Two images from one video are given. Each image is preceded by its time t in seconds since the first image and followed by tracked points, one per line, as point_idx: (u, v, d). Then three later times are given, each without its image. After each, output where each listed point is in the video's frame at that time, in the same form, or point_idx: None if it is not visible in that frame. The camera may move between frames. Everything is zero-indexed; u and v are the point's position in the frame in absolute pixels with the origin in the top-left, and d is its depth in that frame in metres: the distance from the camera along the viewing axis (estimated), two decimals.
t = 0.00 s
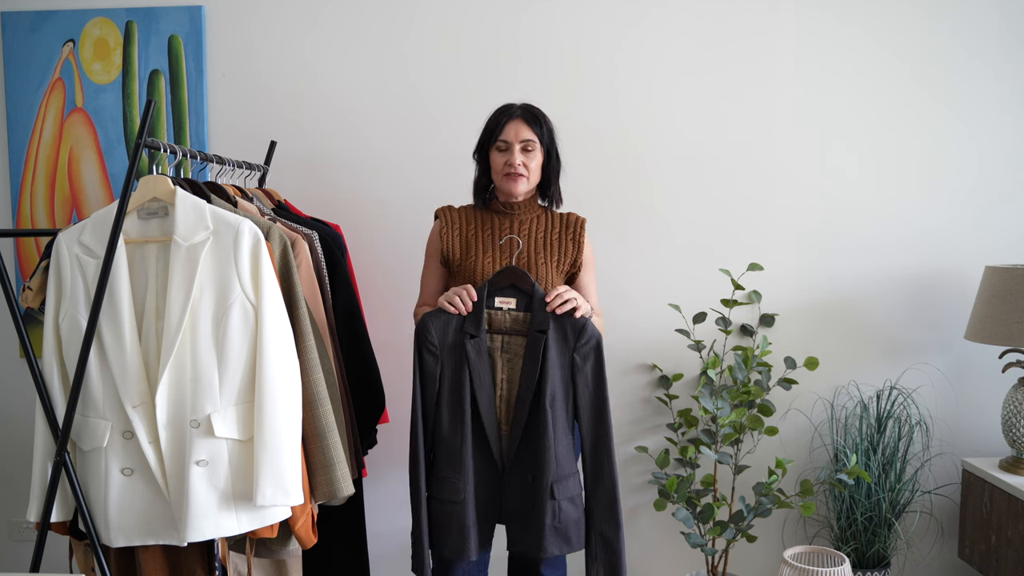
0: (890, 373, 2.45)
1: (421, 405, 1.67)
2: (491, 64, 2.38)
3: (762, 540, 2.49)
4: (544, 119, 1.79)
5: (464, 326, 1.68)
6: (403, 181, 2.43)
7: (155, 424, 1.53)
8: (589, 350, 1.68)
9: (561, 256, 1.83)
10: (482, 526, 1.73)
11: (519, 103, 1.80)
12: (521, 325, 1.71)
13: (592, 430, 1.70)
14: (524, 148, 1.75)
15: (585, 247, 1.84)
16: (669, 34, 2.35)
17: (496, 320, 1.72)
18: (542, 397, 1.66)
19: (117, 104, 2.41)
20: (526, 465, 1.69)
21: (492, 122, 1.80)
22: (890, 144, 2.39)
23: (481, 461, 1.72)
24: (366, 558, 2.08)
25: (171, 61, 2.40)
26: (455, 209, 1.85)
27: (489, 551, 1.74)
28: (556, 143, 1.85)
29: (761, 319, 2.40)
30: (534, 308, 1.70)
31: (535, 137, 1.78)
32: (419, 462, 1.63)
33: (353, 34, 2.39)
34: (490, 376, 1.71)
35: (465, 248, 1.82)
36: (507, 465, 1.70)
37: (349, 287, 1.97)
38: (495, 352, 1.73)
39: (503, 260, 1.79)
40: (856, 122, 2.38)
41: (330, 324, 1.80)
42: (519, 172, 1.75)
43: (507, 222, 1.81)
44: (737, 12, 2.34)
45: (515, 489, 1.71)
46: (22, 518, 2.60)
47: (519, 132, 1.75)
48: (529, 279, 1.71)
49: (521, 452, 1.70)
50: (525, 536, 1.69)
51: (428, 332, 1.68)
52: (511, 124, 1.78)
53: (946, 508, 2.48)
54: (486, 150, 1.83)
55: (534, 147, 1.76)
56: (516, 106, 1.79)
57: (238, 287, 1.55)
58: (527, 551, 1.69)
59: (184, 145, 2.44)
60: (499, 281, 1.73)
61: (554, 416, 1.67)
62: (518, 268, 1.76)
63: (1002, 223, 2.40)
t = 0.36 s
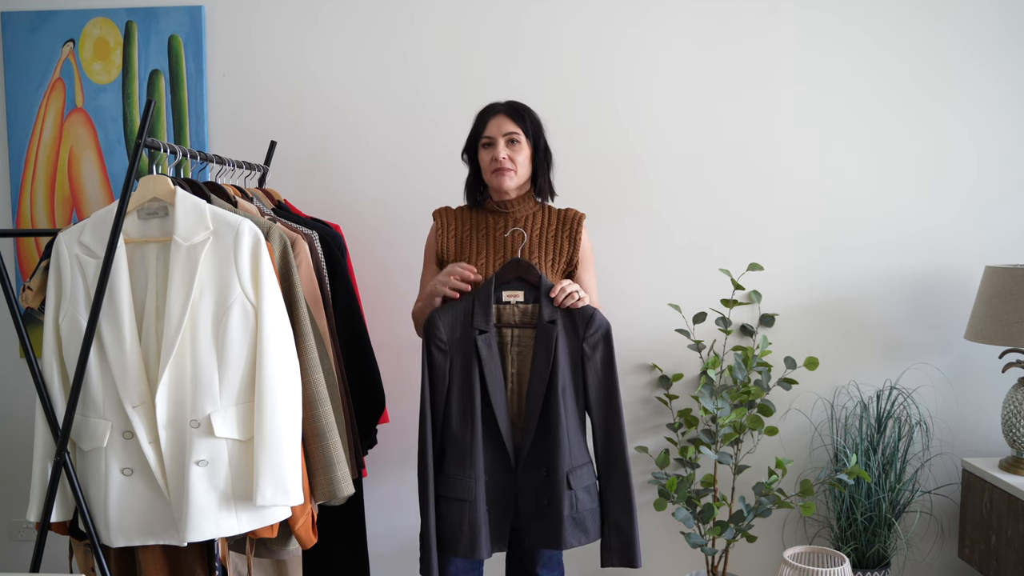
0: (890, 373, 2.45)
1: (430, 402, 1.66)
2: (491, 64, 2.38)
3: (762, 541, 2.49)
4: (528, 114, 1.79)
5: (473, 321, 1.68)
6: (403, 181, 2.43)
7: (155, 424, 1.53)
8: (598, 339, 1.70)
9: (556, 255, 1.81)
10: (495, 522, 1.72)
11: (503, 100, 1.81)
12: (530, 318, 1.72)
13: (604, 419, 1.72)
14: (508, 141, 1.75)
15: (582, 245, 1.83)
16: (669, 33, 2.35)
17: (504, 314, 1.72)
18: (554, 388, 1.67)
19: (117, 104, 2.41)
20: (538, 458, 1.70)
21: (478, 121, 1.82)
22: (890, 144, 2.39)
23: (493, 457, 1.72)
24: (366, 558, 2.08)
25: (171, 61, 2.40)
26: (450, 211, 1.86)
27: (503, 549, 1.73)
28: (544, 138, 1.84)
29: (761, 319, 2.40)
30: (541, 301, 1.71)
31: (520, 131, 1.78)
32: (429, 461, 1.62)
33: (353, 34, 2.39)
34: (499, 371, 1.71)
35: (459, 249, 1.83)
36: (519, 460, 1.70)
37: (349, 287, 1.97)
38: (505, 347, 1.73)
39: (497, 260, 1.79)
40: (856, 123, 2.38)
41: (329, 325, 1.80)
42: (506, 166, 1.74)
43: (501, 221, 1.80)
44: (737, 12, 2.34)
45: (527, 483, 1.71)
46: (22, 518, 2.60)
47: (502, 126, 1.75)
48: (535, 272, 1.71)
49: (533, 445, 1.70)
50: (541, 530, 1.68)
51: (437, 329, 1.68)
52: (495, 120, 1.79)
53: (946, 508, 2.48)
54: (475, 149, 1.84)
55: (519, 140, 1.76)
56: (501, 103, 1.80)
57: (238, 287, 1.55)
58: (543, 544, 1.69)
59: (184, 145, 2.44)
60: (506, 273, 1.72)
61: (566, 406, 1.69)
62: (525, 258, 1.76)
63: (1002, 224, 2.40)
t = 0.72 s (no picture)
0: (890, 373, 2.45)
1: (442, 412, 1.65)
2: (490, 64, 2.38)
3: (762, 541, 2.49)
4: (519, 115, 1.78)
5: (482, 330, 1.67)
6: (403, 181, 2.43)
7: (155, 424, 1.53)
8: (609, 339, 1.70)
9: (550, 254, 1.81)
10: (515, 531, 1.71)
11: (496, 101, 1.80)
12: (539, 322, 1.72)
13: (620, 419, 1.71)
14: (496, 144, 1.75)
15: (579, 244, 1.83)
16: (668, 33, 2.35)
17: (513, 320, 1.73)
18: (567, 391, 1.67)
19: (117, 104, 2.41)
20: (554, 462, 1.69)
21: (473, 122, 1.82)
22: (890, 143, 2.39)
23: (509, 465, 1.70)
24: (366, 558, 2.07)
25: (171, 61, 2.40)
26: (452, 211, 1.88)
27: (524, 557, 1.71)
28: (538, 137, 1.82)
29: (761, 319, 2.40)
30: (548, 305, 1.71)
31: (511, 133, 1.77)
32: (442, 472, 1.60)
33: (353, 34, 2.39)
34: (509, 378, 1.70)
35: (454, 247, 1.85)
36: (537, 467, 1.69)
37: (349, 287, 1.97)
38: (518, 353, 1.73)
39: (491, 260, 1.79)
40: (856, 123, 2.38)
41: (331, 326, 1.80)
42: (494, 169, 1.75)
43: (497, 221, 1.82)
44: (738, 12, 2.34)
45: (545, 488, 1.70)
46: (22, 518, 2.60)
47: (492, 129, 1.75)
48: (540, 275, 1.71)
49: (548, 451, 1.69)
50: (563, 536, 1.67)
51: (446, 339, 1.68)
52: (486, 122, 1.79)
53: (946, 508, 2.48)
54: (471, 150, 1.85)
55: (508, 142, 1.75)
56: (494, 104, 1.79)
57: (238, 287, 1.55)
58: (566, 549, 1.67)
59: (184, 145, 2.44)
60: (510, 280, 1.72)
61: (580, 409, 1.68)
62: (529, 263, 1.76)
63: (1001, 224, 2.40)
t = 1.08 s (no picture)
0: (890, 373, 2.45)
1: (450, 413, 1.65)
2: (490, 64, 2.38)
3: (762, 541, 2.49)
4: (517, 115, 1.78)
5: (489, 330, 1.66)
6: (403, 181, 2.43)
7: (155, 424, 1.53)
8: (616, 337, 1.70)
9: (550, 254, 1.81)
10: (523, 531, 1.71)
11: (494, 102, 1.79)
12: (546, 322, 1.73)
13: (628, 418, 1.71)
14: (497, 146, 1.75)
15: (580, 244, 1.83)
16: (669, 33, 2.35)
17: (520, 320, 1.73)
18: (575, 391, 1.67)
19: (118, 105, 2.41)
20: (562, 462, 1.69)
21: (471, 124, 1.82)
22: (890, 143, 2.39)
23: (517, 465, 1.70)
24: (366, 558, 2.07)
25: (171, 61, 2.40)
26: (449, 212, 1.88)
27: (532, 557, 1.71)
28: (537, 136, 1.82)
29: (761, 319, 2.40)
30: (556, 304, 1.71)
31: (511, 134, 1.77)
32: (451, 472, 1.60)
33: (353, 34, 2.39)
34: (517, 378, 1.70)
35: (454, 245, 1.84)
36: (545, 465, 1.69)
37: (349, 287, 1.97)
38: (526, 352, 1.74)
39: (492, 260, 1.80)
40: (856, 122, 2.38)
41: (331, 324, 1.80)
42: (497, 170, 1.75)
43: (498, 220, 1.82)
44: (738, 12, 2.34)
45: (553, 488, 1.70)
46: (21, 518, 2.60)
47: (492, 131, 1.75)
48: (546, 275, 1.71)
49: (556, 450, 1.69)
50: (572, 537, 1.67)
51: (454, 339, 1.67)
52: (486, 124, 1.78)
53: (946, 508, 2.48)
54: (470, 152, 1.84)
55: (509, 143, 1.75)
56: (492, 105, 1.79)
57: (238, 287, 1.55)
58: (575, 549, 1.67)
59: (184, 145, 2.44)
60: (517, 280, 1.72)
61: (588, 409, 1.68)
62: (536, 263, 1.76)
63: (1001, 224, 2.40)
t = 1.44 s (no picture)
0: (890, 373, 2.45)
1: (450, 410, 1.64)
2: (490, 63, 2.38)
3: (762, 541, 2.49)
4: (516, 113, 1.78)
5: (491, 328, 1.66)
6: (403, 181, 2.43)
7: (155, 424, 1.53)
8: (617, 337, 1.70)
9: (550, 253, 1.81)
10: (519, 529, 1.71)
11: (493, 101, 1.79)
12: (548, 320, 1.74)
13: (626, 418, 1.71)
14: (496, 144, 1.74)
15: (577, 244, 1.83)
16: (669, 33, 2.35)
17: (522, 318, 1.73)
18: (575, 389, 1.67)
19: (118, 105, 2.41)
20: (560, 461, 1.69)
21: (469, 123, 1.81)
22: (890, 144, 2.39)
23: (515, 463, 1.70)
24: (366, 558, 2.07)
25: (171, 61, 2.40)
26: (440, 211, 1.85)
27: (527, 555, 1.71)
28: (535, 135, 1.82)
29: (761, 319, 2.40)
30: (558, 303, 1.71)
31: (509, 132, 1.77)
32: (450, 470, 1.60)
33: (353, 34, 2.39)
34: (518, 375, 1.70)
35: (454, 247, 1.82)
36: (543, 463, 1.69)
37: (349, 286, 1.97)
38: (527, 350, 1.74)
39: (492, 261, 1.80)
40: (856, 122, 2.38)
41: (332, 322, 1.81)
42: (496, 169, 1.74)
43: (496, 220, 1.81)
44: (738, 11, 2.34)
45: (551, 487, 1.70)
46: (22, 518, 2.60)
47: (491, 128, 1.75)
48: (547, 272, 1.71)
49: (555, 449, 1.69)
50: (568, 535, 1.67)
51: (455, 337, 1.67)
52: (484, 122, 1.78)
53: (946, 508, 2.48)
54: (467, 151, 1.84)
55: (508, 141, 1.75)
56: (490, 104, 1.79)
57: (238, 287, 1.55)
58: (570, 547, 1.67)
59: (184, 145, 2.44)
60: (521, 277, 1.72)
61: (587, 408, 1.68)
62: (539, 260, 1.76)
63: (1002, 224, 2.40)
